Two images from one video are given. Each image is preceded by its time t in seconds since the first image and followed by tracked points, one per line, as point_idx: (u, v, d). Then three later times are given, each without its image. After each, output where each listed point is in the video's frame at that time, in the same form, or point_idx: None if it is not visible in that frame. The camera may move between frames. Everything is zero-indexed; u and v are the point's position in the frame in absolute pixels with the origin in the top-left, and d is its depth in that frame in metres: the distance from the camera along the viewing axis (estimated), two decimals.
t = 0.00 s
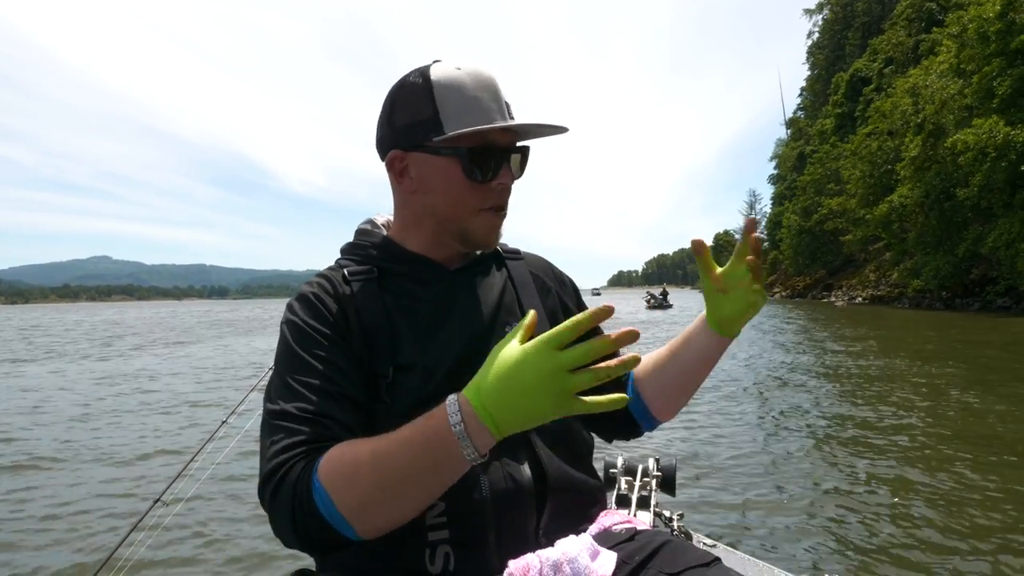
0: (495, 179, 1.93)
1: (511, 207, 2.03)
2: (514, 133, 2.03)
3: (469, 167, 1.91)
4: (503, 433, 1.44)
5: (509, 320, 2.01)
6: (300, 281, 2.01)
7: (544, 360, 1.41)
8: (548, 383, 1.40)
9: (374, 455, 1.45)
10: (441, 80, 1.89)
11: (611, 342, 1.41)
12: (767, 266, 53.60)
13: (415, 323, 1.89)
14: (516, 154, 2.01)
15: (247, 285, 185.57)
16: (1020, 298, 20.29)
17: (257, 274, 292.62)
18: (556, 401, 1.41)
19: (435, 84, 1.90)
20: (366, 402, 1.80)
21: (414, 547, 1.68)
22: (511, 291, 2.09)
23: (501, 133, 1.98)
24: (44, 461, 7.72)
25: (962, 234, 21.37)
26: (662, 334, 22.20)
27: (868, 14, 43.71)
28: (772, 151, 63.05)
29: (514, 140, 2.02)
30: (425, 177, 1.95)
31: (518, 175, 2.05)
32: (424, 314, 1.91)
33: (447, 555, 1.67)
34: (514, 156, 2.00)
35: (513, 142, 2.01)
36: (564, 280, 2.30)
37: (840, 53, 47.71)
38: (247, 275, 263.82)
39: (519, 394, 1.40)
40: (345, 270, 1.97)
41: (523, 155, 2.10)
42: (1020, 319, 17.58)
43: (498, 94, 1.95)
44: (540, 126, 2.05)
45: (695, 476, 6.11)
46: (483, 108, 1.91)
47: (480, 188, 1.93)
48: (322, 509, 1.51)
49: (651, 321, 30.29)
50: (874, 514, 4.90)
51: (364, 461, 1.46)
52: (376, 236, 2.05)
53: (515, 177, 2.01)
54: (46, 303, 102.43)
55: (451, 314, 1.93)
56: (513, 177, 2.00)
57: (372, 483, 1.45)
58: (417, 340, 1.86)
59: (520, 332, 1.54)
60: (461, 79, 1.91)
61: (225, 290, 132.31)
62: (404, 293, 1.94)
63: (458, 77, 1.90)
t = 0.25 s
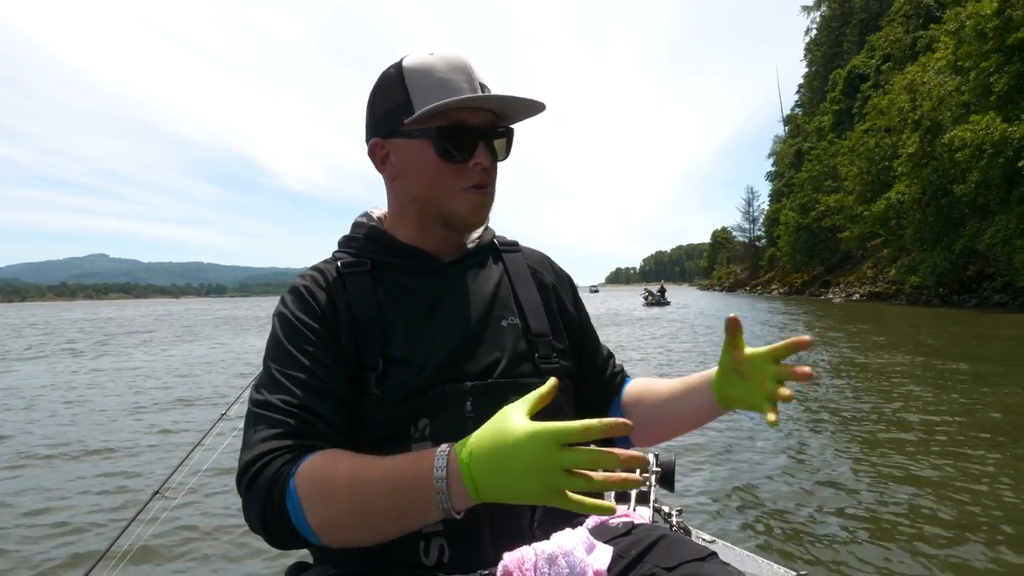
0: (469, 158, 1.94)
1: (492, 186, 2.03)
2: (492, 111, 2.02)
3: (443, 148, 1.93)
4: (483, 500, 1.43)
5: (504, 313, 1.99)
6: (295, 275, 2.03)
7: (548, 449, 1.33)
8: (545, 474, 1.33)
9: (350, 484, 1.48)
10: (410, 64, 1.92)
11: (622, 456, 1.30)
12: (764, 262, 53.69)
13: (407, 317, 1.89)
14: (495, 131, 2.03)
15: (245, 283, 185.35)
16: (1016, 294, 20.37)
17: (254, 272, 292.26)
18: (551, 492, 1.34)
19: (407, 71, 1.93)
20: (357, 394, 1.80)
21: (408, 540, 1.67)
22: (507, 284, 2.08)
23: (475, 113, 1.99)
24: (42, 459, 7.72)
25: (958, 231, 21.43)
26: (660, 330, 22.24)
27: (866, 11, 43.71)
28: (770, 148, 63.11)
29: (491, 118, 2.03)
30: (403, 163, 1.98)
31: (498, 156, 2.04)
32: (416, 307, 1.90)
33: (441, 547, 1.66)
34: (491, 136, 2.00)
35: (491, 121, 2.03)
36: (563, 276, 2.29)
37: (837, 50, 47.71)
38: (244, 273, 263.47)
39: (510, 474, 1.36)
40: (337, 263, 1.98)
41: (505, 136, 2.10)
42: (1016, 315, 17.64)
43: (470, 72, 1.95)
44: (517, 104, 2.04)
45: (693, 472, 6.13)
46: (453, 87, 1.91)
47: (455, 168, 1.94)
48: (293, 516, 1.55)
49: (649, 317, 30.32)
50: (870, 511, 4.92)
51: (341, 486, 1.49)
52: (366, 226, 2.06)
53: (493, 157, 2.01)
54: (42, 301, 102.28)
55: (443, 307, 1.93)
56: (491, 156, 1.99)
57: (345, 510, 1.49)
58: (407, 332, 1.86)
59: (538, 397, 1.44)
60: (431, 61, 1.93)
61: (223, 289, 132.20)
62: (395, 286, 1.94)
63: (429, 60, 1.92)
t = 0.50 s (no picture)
0: (464, 157, 1.94)
1: (491, 185, 2.02)
2: (492, 109, 2.01)
3: (438, 147, 1.92)
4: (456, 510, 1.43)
5: (505, 310, 1.99)
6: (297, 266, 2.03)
7: (526, 470, 1.34)
8: (520, 495, 1.34)
9: (324, 481, 1.48)
10: (407, 62, 1.92)
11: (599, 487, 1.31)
12: (762, 260, 53.70)
13: (406, 312, 1.89)
14: (494, 128, 2.01)
15: (243, 280, 185.13)
16: (1014, 291, 20.39)
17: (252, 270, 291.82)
18: (523, 512, 1.35)
19: (404, 68, 1.93)
20: (356, 389, 1.80)
21: (405, 532, 1.66)
22: (508, 280, 2.08)
23: (474, 109, 1.97)
24: (39, 456, 7.69)
25: (957, 228, 21.45)
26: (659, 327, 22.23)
27: (864, 8, 43.67)
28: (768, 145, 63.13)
29: (491, 114, 2.01)
30: (401, 162, 1.98)
31: (496, 154, 2.02)
32: (414, 302, 1.90)
33: (439, 540, 1.65)
34: (490, 133, 1.99)
35: (490, 118, 2.01)
36: (566, 272, 2.29)
37: (835, 47, 47.72)
38: (242, 271, 263.09)
39: (486, 490, 1.36)
40: (338, 256, 1.98)
41: (507, 133, 2.09)
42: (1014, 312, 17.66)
43: (469, 69, 1.93)
44: (517, 101, 2.01)
45: (691, 469, 6.13)
46: (450, 85, 1.90)
47: (450, 168, 1.94)
48: (263, 501, 1.56)
49: (648, 315, 30.30)
50: (868, 508, 4.93)
51: (315, 482, 1.49)
52: (369, 222, 2.05)
53: (491, 155, 1.99)
54: (39, 299, 102.03)
55: (442, 304, 1.92)
56: (489, 155, 1.98)
57: (316, 505, 1.49)
58: (406, 328, 1.86)
59: (520, 416, 1.44)
60: (429, 58, 1.92)
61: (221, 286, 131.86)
62: (394, 281, 1.94)
63: (426, 57, 1.91)
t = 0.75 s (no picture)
0: (465, 154, 1.94)
1: (494, 183, 2.01)
2: (497, 106, 2.01)
3: (439, 143, 1.92)
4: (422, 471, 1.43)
5: (508, 307, 2.00)
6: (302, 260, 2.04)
7: (491, 426, 1.35)
8: (486, 451, 1.35)
9: (293, 449, 1.46)
10: (412, 56, 1.92)
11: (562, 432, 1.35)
12: (761, 256, 53.70)
13: (409, 309, 1.89)
14: (497, 125, 2.01)
15: (242, 278, 184.98)
16: (1013, 286, 20.42)
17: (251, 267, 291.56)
18: (489, 469, 1.36)
19: (408, 62, 1.93)
20: (358, 385, 1.80)
21: (405, 529, 1.67)
22: (511, 277, 2.09)
23: (478, 106, 1.97)
24: (39, 455, 7.68)
25: (956, 223, 21.46)
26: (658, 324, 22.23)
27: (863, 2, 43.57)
28: (767, 141, 63.12)
29: (495, 112, 2.01)
30: (403, 156, 1.98)
31: (501, 152, 2.02)
32: (416, 299, 1.91)
33: (440, 537, 1.67)
34: (494, 130, 1.99)
35: (495, 114, 2.01)
36: (572, 267, 2.28)
37: (834, 42, 47.66)
38: (241, 268, 262.87)
39: (450, 449, 1.37)
40: (341, 251, 1.99)
41: (512, 132, 2.09)
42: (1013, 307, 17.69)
43: (475, 65, 1.93)
44: (522, 100, 2.01)
45: (691, 464, 6.15)
46: (454, 80, 1.90)
47: (452, 164, 1.94)
48: (237, 483, 1.53)
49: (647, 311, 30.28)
50: (868, 502, 4.95)
51: (283, 454, 1.46)
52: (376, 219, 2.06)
53: (494, 153, 1.99)
54: (37, 297, 101.86)
55: (444, 301, 1.93)
56: (491, 153, 1.98)
57: (285, 479, 1.46)
58: (407, 325, 1.87)
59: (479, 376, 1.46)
60: (435, 53, 1.93)
61: (219, 283, 131.47)
62: (395, 277, 1.94)
63: (431, 51, 1.92)
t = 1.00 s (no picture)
0: (468, 158, 1.93)
1: (497, 188, 2.01)
2: (502, 110, 2.00)
3: (443, 145, 1.92)
4: (413, 443, 1.43)
5: (511, 312, 2.00)
6: (305, 262, 2.05)
7: (470, 380, 1.37)
8: (469, 407, 1.37)
9: (294, 445, 1.49)
10: (418, 60, 1.92)
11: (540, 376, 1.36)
12: (761, 254, 53.68)
13: (411, 313, 1.90)
14: (503, 129, 2.00)
15: (241, 277, 184.95)
16: (1014, 283, 20.41)
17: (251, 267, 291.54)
18: (475, 426, 1.39)
19: (414, 65, 1.93)
20: (361, 391, 1.81)
21: (407, 531, 1.68)
22: (514, 281, 2.09)
23: (482, 111, 1.97)
24: (39, 455, 7.68)
25: (956, 220, 21.45)
26: (658, 322, 22.21)
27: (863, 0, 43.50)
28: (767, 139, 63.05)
29: (500, 117, 2.00)
30: (407, 159, 1.99)
31: (505, 157, 2.02)
32: (418, 304, 1.91)
33: (440, 541, 1.67)
34: (499, 134, 1.98)
35: (501, 119, 2.00)
36: (574, 270, 2.29)
37: (834, 40, 47.62)
38: (241, 267, 262.87)
39: (434, 413, 1.38)
40: (344, 255, 2.00)
41: (518, 136, 2.08)
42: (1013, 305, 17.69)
43: (481, 69, 1.92)
44: (527, 104, 2.00)
45: (691, 463, 6.15)
46: (459, 85, 1.89)
47: (454, 169, 1.94)
48: (248, 488, 1.56)
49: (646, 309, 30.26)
50: (870, 501, 4.95)
51: (282, 452, 1.50)
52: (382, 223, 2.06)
53: (497, 158, 1.98)
54: (37, 296, 101.88)
55: (446, 305, 1.93)
56: (495, 158, 1.97)
57: (291, 473, 1.49)
58: (410, 329, 1.87)
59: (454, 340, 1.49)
60: (441, 57, 1.92)
61: (219, 283, 131.49)
62: (397, 281, 1.95)
63: (437, 55, 1.91)
